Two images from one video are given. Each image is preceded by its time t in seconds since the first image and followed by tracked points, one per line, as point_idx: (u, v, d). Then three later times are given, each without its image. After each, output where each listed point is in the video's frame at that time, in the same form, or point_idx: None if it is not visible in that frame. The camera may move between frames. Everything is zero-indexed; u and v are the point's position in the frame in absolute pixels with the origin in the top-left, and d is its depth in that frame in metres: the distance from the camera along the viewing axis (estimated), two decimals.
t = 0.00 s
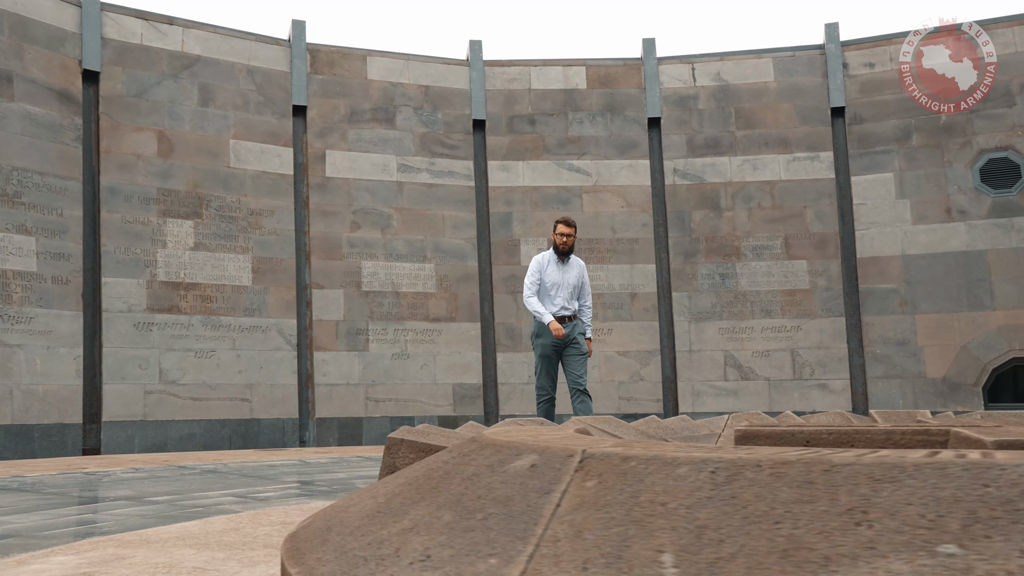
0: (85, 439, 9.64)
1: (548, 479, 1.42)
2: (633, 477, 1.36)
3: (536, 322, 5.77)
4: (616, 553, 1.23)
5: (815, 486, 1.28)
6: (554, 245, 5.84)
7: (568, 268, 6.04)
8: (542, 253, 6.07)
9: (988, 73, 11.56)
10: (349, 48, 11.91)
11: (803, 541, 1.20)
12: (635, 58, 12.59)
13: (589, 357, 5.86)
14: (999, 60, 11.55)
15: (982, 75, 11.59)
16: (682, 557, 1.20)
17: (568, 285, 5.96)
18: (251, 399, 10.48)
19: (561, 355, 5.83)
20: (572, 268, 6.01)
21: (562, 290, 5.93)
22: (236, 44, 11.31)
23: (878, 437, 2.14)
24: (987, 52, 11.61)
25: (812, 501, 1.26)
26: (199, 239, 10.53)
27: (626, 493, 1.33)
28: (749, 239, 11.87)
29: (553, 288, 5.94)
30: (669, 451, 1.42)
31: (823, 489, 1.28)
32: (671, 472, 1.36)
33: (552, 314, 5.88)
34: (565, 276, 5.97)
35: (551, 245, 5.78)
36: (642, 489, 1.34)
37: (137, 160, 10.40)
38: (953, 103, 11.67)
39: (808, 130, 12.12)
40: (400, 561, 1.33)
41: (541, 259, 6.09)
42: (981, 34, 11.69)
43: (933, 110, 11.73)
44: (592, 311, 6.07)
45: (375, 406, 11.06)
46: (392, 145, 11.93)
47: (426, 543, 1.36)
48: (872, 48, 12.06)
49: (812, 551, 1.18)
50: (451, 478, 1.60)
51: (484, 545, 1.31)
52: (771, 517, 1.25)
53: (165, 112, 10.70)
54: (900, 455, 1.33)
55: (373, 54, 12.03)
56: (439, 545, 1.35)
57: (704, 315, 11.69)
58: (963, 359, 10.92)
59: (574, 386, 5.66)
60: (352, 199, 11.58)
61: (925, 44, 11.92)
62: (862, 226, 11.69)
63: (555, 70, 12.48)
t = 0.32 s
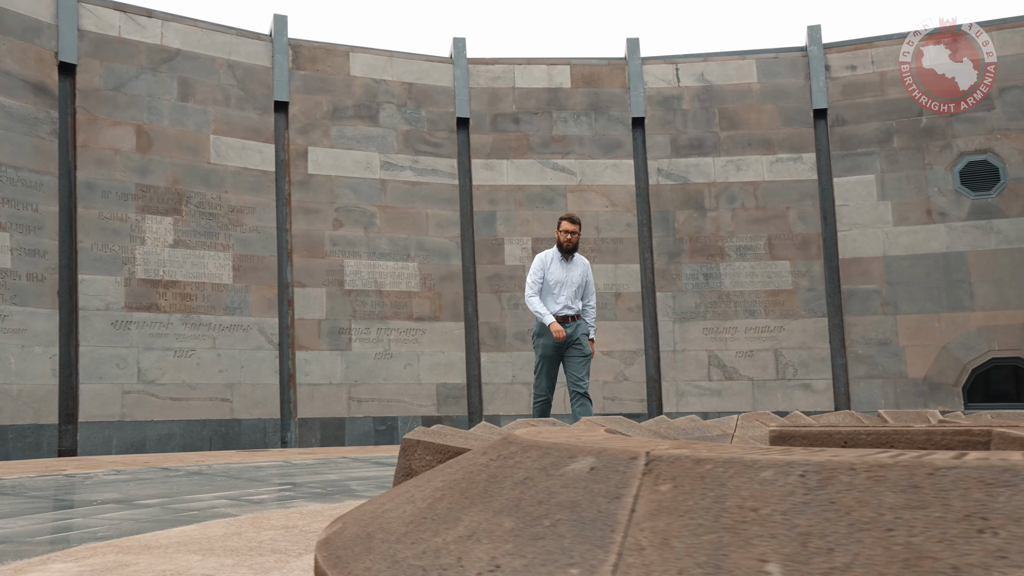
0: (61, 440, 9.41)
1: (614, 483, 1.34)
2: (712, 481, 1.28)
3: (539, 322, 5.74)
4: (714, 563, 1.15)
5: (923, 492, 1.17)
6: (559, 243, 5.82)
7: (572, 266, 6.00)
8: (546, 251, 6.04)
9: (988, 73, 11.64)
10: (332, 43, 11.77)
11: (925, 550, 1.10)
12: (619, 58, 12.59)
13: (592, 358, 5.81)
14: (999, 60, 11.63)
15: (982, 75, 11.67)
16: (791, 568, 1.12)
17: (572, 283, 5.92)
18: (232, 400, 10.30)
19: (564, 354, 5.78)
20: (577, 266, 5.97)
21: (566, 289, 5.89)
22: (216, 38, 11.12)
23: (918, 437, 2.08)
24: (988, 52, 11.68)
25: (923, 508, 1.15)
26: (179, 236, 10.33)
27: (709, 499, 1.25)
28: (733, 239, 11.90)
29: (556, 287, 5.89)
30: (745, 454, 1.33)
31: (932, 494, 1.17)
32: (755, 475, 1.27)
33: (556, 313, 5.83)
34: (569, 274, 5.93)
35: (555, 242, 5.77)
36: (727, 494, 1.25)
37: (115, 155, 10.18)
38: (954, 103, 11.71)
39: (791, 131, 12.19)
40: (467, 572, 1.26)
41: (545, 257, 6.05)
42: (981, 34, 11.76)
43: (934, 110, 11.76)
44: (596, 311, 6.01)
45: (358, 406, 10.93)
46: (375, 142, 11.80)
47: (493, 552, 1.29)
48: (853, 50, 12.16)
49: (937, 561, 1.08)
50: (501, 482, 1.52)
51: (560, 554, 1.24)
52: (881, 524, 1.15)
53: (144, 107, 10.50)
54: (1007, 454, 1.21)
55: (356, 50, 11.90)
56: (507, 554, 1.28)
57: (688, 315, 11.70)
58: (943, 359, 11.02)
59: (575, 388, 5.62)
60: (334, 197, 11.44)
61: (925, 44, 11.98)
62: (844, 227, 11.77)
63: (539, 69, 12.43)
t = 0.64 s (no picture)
0: (31, 441, 9.16)
1: (688, 489, 1.33)
2: (800, 488, 1.27)
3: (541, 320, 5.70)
4: None
5: None
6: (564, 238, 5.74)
7: (576, 261, 5.92)
8: (550, 244, 5.96)
9: (988, 74, 11.74)
10: (310, 38, 11.60)
11: None
12: (600, 58, 12.57)
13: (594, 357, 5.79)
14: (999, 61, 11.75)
15: (982, 75, 11.77)
16: None
17: (576, 279, 5.84)
18: (207, 400, 10.09)
19: (566, 353, 5.75)
20: (580, 261, 5.90)
21: (570, 284, 5.81)
22: (192, 31, 10.90)
23: (958, 439, 2.05)
24: (988, 52, 11.78)
25: None
26: (153, 232, 10.09)
27: (805, 508, 1.24)
28: (713, 240, 11.93)
29: (560, 282, 5.81)
30: (829, 457, 1.32)
31: None
32: (850, 481, 1.26)
33: (559, 309, 5.76)
34: (573, 270, 5.86)
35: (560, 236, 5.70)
36: (822, 501, 1.24)
37: (88, 149, 9.92)
38: (954, 103, 11.78)
39: (770, 133, 12.27)
40: None
41: (548, 251, 5.97)
42: (982, 34, 11.85)
43: (934, 110, 11.82)
44: (599, 307, 5.96)
45: (337, 406, 10.78)
46: (354, 139, 11.65)
47: (569, 565, 1.26)
48: (832, 54, 12.27)
49: None
50: (552, 487, 1.48)
51: (645, 567, 1.22)
52: (1008, 533, 1.13)
53: (117, 100, 10.25)
54: None
55: (335, 46, 11.74)
56: (585, 566, 1.26)
57: (668, 315, 11.70)
58: (920, 360, 11.14)
59: (575, 388, 5.63)
60: (313, 194, 11.27)
61: (925, 44, 12.03)
62: (822, 229, 11.85)
63: (520, 67, 12.36)
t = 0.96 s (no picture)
0: None
1: (771, 496, 1.36)
2: (896, 495, 1.31)
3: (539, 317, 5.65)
4: None
5: None
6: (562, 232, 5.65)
7: (576, 256, 5.83)
8: (548, 238, 5.86)
9: (988, 74, 11.85)
10: (286, 32, 11.42)
11: None
12: (578, 57, 12.55)
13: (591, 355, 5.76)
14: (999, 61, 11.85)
15: (982, 75, 11.87)
16: None
17: (575, 274, 5.76)
18: (179, 400, 9.85)
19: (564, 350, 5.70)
20: (580, 256, 5.81)
21: (569, 279, 5.73)
22: (164, 23, 10.66)
23: (998, 442, 2.02)
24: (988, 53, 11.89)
25: None
26: (124, 228, 9.83)
27: (905, 515, 1.28)
28: (690, 240, 11.96)
29: (559, 277, 5.72)
30: (921, 464, 1.37)
31: None
32: (952, 488, 1.30)
33: (558, 305, 5.68)
34: (572, 265, 5.77)
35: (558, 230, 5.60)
36: (925, 509, 1.28)
37: (56, 142, 9.63)
38: (954, 103, 11.86)
39: (746, 135, 12.34)
40: None
41: (546, 245, 5.87)
42: (982, 35, 11.97)
43: (934, 110, 11.90)
44: (598, 303, 5.91)
45: (312, 407, 10.60)
46: (330, 135, 11.48)
47: None
48: (807, 57, 12.39)
49: None
50: (610, 492, 1.50)
51: None
52: None
53: (86, 91, 9.97)
54: None
55: (310, 40, 11.57)
56: None
57: (646, 315, 11.69)
58: (893, 361, 11.28)
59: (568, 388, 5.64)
60: (288, 190, 11.08)
61: (925, 44, 12.15)
62: (798, 230, 11.95)
63: (498, 65, 12.28)
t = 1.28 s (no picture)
0: None
1: (866, 501, 1.32)
2: (1005, 499, 1.26)
3: (537, 314, 5.55)
4: None
5: None
6: (559, 227, 5.48)
7: (573, 252, 5.77)
8: (544, 235, 5.78)
9: (988, 74, 12.02)
10: (259, 26, 11.21)
11: None
12: (555, 56, 12.51)
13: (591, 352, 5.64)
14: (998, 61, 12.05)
15: (982, 75, 12.03)
16: None
17: (572, 271, 5.69)
18: (149, 400, 9.60)
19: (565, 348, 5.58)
20: (577, 253, 5.74)
21: (566, 276, 5.65)
22: (135, 13, 10.40)
23: None
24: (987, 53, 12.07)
25: None
26: (92, 223, 9.56)
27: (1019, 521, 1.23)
28: (667, 240, 11.97)
29: (556, 274, 5.65)
30: (1020, 466, 1.32)
31: None
32: None
33: (557, 302, 5.58)
34: (569, 261, 5.70)
35: (557, 226, 5.47)
36: None
37: (21, 133, 9.34)
38: (954, 103, 11.99)
39: (722, 136, 12.39)
40: None
41: (543, 243, 5.81)
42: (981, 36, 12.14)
43: (934, 109, 12.01)
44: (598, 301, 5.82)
45: (287, 407, 10.41)
46: (305, 131, 11.29)
47: None
48: (782, 60, 12.50)
49: None
50: (678, 495, 1.45)
51: None
52: None
53: (53, 82, 9.68)
54: None
55: (285, 34, 11.38)
56: None
57: (623, 315, 11.68)
58: (866, 362, 11.40)
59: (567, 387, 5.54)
60: (262, 186, 10.87)
61: (925, 44, 12.21)
62: (773, 232, 12.03)
63: (475, 63, 12.20)
